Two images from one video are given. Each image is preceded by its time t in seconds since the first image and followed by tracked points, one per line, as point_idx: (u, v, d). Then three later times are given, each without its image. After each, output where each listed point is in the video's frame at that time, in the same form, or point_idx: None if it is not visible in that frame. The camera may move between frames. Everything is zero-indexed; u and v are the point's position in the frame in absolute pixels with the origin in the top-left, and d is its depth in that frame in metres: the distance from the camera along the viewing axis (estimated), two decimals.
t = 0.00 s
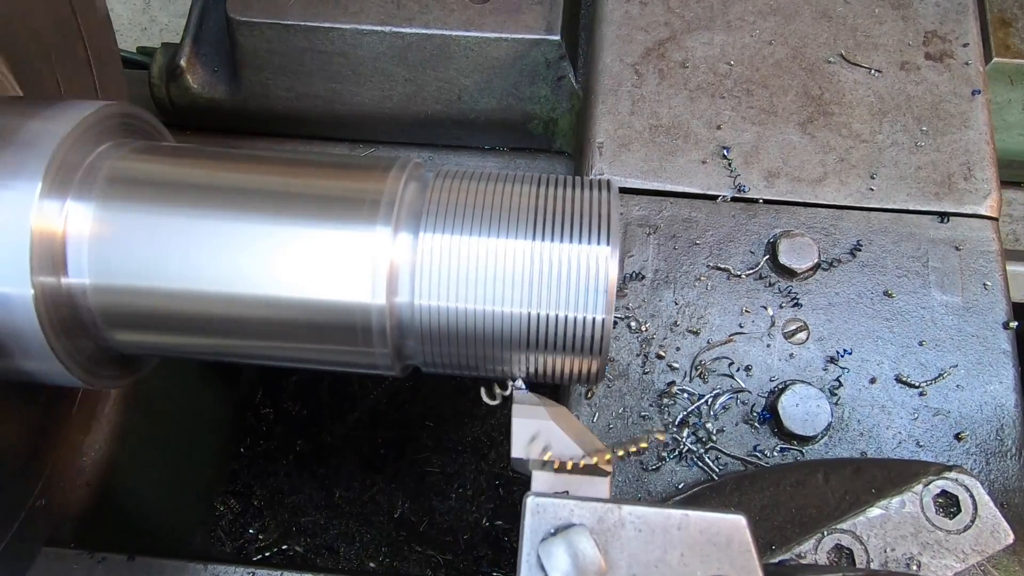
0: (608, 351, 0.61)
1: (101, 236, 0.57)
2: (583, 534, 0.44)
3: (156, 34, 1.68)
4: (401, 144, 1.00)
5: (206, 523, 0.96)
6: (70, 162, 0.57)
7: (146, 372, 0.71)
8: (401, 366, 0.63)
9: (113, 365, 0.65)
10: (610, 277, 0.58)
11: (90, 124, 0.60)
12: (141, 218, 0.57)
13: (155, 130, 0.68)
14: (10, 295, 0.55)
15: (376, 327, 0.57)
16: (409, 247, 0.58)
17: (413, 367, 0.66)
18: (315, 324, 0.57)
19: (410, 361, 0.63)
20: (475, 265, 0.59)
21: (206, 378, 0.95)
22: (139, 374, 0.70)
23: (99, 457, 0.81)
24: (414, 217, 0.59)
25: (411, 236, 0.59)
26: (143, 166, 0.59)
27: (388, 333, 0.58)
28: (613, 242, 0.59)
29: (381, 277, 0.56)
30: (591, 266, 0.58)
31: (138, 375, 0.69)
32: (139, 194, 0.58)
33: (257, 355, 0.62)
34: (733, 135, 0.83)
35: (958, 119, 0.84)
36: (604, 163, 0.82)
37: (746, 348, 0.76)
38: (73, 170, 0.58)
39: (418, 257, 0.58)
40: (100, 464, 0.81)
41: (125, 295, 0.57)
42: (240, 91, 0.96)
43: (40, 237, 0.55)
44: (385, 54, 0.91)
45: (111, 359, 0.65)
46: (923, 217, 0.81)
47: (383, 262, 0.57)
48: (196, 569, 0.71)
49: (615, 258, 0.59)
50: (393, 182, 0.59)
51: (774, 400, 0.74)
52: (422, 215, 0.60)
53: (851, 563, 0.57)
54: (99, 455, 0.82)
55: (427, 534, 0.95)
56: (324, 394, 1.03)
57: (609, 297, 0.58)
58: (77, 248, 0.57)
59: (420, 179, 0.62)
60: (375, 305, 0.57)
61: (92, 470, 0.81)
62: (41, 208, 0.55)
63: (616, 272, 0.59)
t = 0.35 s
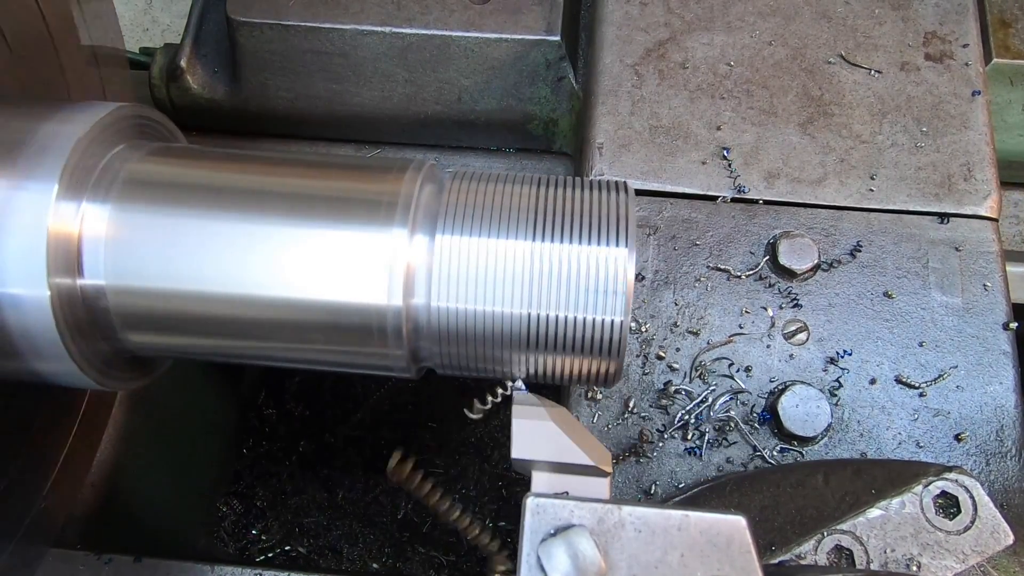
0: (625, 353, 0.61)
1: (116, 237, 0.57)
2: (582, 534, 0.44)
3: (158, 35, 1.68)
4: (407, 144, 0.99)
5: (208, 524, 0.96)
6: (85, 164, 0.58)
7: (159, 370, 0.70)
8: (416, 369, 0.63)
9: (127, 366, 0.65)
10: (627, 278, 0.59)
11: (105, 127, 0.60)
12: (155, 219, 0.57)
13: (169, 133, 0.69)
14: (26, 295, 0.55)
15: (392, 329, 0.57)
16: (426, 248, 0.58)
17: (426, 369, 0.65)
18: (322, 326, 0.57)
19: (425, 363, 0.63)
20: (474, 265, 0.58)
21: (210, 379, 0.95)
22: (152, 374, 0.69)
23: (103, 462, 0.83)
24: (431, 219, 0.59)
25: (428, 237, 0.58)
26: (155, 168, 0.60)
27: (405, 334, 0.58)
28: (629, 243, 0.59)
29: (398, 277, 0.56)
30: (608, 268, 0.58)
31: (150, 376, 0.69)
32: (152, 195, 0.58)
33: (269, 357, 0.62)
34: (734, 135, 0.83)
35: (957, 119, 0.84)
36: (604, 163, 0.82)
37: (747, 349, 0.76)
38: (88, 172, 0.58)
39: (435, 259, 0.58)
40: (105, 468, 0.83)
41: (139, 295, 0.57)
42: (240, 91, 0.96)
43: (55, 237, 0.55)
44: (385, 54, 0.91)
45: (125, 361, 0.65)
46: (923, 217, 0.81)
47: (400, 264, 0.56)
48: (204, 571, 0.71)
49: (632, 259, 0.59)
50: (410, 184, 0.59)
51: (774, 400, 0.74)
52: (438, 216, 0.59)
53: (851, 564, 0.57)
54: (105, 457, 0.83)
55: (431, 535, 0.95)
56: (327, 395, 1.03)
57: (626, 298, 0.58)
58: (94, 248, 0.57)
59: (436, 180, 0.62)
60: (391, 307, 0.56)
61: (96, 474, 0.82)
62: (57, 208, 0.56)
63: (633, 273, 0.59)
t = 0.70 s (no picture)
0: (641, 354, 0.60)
1: (131, 239, 0.57)
2: (582, 534, 0.45)
3: (158, 34, 1.67)
4: (412, 144, 1.00)
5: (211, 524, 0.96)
6: (99, 166, 0.57)
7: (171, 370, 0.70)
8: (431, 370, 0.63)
9: (140, 369, 0.65)
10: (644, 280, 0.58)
11: (119, 127, 0.59)
12: (165, 220, 0.57)
13: (181, 133, 0.68)
14: (42, 296, 0.55)
15: (408, 329, 0.57)
16: (441, 251, 0.58)
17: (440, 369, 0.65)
18: (329, 327, 0.57)
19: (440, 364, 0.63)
20: (472, 264, 0.58)
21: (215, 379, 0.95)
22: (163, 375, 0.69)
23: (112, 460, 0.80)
24: (446, 220, 0.59)
25: (444, 237, 0.58)
26: (164, 169, 0.59)
27: (421, 335, 0.58)
28: (646, 245, 0.59)
29: (414, 276, 0.56)
30: (624, 269, 0.58)
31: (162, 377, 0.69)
32: (162, 197, 0.58)
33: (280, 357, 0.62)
34: (733, 135, 0.83)
35: (957, 119, 0.84)
36: (604, 163, 0.82)
37: (746, 348, 0.76)
38: (103, 174, 0.57)
39: (451, 260, 0.58)
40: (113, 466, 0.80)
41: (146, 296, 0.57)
42: (240, 90, 0.96)
43: (71, 238, 0.55)
44: (384, 53, 0.91)
45: (139, 361, 0.65)
46: (922, 217, 0.81)
47: (417, 264, 0.56)
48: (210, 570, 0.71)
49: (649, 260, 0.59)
50: (425, 184, 0.59)
51: (774, 400, 0.74)
52: (454, 217, 0.59)
53: (850, 563, 0.57)
54: (112, 453, 0.80)
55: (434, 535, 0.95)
56: (329, 395, 1.03)
57: (642, 300, 0.58)
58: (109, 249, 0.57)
59: (451, 180, 0.61)
60: (407, 308, 0.56)
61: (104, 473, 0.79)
62: (74, 209, 0.55)
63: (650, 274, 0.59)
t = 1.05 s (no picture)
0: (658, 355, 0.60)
1: (147, 239, 0.57)
2: (582, 534, 0.45)
3: (161, 35, 1.67)
4: (417, 144, 1.00)
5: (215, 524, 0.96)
6: (115, 167, 0.57)
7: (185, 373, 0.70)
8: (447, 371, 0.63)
9: (152, 368, 0.65)
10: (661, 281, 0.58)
11: (134, 127, 0.59)
12: (178, 221, 0.57)
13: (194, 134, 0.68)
14: (57, 298, 0.55)
15: (425, 331, 0.57)
16: (458, 251, 0.58)
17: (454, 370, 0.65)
18: (336, 326, 0.57)
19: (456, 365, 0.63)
20: (483, 265, 0.58)
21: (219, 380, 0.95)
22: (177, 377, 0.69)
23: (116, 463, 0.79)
24: (463, 221, 0.59)
25: (461, 239, 0.58)
26: (175, 170, 0.59)
27: (438, 335, 0.58)
28: (663, 246, 0.59)
29: (432, 278, 0.56)
30: (641, 271, 0.58)
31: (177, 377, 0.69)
32: (164, 197, 0.58)
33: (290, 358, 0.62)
34: (733, 135, 0.83)
35: (957, 119, 0.84)
36: (604, 163, 0.82)
37: (746, 348, 0.76)
38: (118, 174, 0.57)
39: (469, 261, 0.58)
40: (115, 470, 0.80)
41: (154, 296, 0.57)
42: (240, 90, 0.96)
43: (88, 239, 0.55)
44: (385, 54, 0.91)
45: (151, 361, 0.65)
46: (922, 217, 0.81)
47: (434, 265, 0.56)
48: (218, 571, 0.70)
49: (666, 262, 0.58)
50: (442, 186, 0.59)
51: (774, 400, 0.74)
52: (471, 218, 0.59)
53: (850, 563, 0.57)
54: (117, 456, 0.80)
55: (437, 535, 0.95)
56: (332, 395, 1.03)
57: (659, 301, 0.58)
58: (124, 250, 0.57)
59: (467, 182, 0.61)
60: (425, 309, 0.56)
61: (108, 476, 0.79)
62: (91, 210, 0.55)
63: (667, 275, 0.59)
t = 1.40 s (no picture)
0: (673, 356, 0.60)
1: (160, 241, 0.57)
2: (582, 533, 0.45)
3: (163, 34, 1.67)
4: (424, 143, 1.00)
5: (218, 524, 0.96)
6: (131, 168, 0.57)
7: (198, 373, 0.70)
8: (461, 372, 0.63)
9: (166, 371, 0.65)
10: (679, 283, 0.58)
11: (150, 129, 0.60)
12: (188, 221, 0.57)
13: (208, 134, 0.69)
14: (74, 298, 0.55)
15: (441, 332, 0.57)
16: (476, 252, 0.58)
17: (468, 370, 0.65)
18: (342, 327, 0.57)
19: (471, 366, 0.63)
20: (499, 266, 0.58)
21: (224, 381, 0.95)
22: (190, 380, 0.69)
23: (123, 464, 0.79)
24: (479, 222, 0.59)
25: (479, 239, 0.58)
26: (187, 172, 0.59)
27: (454, 336, 0.58)
28: (680, 247, 0.59)
29: (450, 279, 0.56)
30: (659, 272, 0.58)
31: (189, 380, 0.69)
32: (168, 198, 0.58)
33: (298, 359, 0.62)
34: (733, 135, 0.83)
35: (957, 119, 0.84)
36: (604, 163, 0.82)
37: (746, 348, 0.76)
38: (134, 175, 0.58)
39: (486, 262, 0.58)
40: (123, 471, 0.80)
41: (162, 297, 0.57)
42: (240, 90, 0.96)
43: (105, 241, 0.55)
44: (385, 53, 0.91)
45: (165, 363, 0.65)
46: (923, 217, 0.81)
47: (451, 266, 0.56)
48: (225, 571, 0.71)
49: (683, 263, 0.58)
50: (459, 187, 0.59)
51: (774, 399, 0.74)
52: (487, 219, 0.59)
53: (850, 563, 0.57)
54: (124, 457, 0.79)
55: (441, 535, 0.95)
56: (334, 395, 1.03)
57: (676, 302, 0.58)
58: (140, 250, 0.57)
59: (482, 183, 0.61)
60: (442, 310, 0.56)
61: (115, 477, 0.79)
62: (107, 211, 0.55)
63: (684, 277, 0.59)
